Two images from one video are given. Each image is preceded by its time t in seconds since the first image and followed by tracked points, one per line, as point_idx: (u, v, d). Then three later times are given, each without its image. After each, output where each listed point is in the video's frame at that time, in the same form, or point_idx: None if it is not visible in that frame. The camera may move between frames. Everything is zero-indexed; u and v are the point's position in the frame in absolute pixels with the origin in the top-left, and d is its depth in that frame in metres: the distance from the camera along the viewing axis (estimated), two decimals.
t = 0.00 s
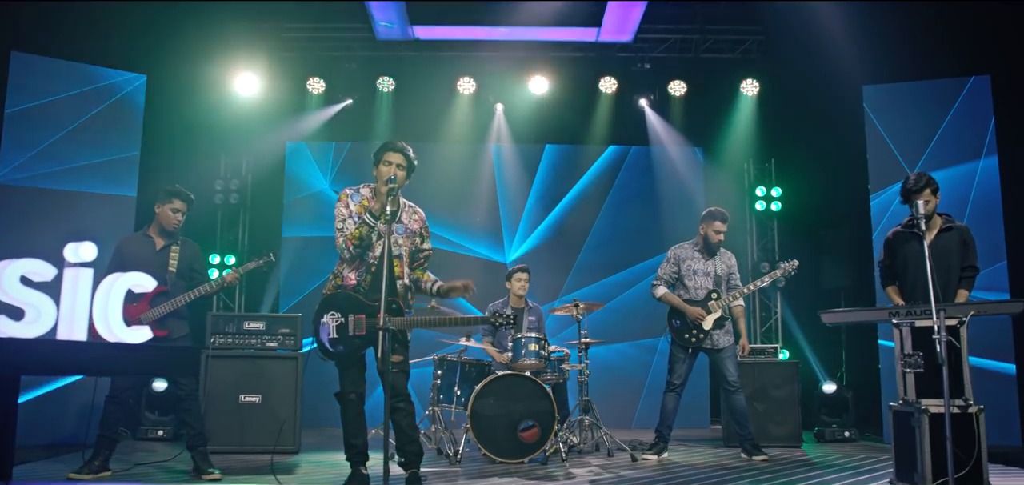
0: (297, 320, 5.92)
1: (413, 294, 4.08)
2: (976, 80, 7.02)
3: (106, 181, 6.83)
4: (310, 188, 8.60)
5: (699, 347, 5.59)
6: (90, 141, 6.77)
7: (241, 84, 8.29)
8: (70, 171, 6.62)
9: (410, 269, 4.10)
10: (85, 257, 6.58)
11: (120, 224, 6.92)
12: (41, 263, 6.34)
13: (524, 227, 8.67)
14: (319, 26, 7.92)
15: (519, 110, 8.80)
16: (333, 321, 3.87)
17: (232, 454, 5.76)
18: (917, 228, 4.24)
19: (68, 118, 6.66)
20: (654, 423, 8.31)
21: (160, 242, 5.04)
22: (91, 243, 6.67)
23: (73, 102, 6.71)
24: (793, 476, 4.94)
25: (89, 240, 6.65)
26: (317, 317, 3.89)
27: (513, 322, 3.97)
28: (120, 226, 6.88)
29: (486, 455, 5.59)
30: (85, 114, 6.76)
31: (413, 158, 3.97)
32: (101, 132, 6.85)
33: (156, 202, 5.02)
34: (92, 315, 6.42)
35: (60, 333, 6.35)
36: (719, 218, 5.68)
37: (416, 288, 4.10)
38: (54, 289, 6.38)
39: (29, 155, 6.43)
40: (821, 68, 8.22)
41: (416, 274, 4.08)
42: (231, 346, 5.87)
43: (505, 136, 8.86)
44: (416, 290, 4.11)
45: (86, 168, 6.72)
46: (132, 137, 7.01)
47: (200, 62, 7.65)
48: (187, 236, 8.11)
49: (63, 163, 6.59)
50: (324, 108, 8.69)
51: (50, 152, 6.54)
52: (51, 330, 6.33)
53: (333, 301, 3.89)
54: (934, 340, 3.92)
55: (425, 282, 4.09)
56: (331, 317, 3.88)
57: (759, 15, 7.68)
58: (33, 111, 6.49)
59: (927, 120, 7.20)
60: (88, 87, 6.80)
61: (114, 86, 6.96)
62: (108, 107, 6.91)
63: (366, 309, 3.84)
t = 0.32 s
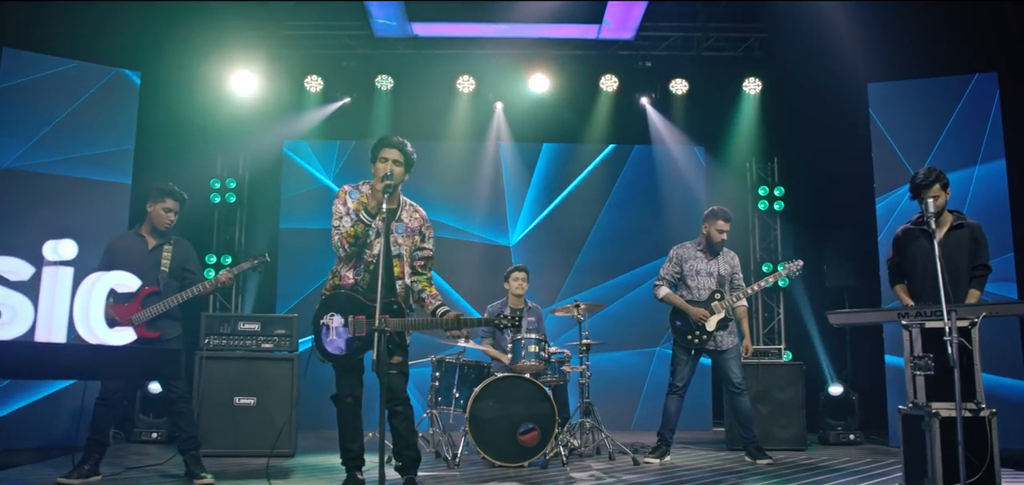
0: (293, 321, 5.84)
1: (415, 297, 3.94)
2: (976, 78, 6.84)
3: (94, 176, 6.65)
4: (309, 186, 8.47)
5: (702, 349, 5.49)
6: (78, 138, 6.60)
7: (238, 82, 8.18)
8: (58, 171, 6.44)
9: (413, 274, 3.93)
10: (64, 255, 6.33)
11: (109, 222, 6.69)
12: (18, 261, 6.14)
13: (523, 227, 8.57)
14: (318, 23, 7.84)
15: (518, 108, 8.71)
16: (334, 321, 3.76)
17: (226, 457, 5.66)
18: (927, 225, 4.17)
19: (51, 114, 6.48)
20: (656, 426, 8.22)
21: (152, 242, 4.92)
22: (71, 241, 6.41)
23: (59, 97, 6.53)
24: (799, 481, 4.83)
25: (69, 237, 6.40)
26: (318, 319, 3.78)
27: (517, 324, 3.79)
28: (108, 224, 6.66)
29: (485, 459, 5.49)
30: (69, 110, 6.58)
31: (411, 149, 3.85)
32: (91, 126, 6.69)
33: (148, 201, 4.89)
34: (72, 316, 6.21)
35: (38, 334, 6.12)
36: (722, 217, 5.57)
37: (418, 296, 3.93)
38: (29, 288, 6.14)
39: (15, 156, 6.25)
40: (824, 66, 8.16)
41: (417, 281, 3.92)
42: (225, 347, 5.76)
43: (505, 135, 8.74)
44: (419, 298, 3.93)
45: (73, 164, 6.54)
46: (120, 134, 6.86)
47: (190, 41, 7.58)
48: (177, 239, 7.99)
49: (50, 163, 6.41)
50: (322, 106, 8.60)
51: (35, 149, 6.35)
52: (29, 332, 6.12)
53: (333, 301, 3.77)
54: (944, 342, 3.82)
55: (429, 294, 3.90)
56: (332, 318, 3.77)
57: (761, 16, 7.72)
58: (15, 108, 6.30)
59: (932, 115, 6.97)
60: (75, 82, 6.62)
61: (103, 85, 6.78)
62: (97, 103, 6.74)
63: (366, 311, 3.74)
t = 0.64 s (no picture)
0: (289, 322, 5.75)
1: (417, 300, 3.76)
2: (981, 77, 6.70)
3: (88, 169, 6.44)
4: (306, 185, 8.34)
5: (706, 351, 5.38)
6: (76, 127, 6.42)
7: (235, 80, 8.07)
8: (56, 162, 6.28)
9: (417, 270, 3.77)
10: (44, 254, 6.10)
11: (107, 220, 6.46)
12: None
13: (523, 227, 8.48)
14: (315, 20, 7.74)
15: (518, 105, 8.62)
16: (334, 322, 3.60)
17: (221, 461, 5.56)
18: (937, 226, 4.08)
19: (47, 104, 6.29)
20: (658, 429, 8.12)
21: (144, 242, 4.80)
22: (49, 239, 6.16)
23: (52, 88, 6.32)
24: None
25: (49, 236, 6.15)
26: (320, 319, 3.63)
27: (518, 326, 3.70)
28: (103, 223, 6.44)
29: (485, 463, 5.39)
30: (61, 101, 6.36)
31: (405, 142, 3.71)
32: (89, 116, 6.50)
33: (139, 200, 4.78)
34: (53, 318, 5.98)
35: (15, 338, 5.88)
36: (725, 217, 5.47)
37: (420, 294, 3.76)
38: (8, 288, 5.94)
39: (16, 145, 6.10)
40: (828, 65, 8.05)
41: (422, 276, 3.75)
42: (219, 349, 5.67)
43: (505, 134, 8.64)
44: (420, 296, 3.76)
45: (69, 155, 6.36)
46: (119, 126, 6.63)
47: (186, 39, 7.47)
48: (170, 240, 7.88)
49: (45, 157, 6.24)
50: (319, 104, 8.49)
51: (31, 142, 6.18)
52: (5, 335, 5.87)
53: (331, 301, 3.63)
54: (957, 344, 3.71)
55: (432, 293, 3.73)
56: (333, 318, 3.61)
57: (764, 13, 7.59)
58: (12, 96, 6.14)
59: (940, 114, 6.86)
60: (67, 72, 6.40)
61: (101, 74, 6.56)
62: (94, 92, 6.52)
63: (366, 310, 3.59)
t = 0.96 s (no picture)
0: (285, 324, 5.68)
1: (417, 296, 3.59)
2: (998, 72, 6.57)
3: (87, 160, 6.33)
4: (305, 178, 8.31)
5: (710, 353, 5.27)
6: (75, 121, 6.32)
7: (235, 79, 7.98)
8: (57, 150, 6.20)
9: (420, 262, 3.61)
10: (20, 254, 5.91)
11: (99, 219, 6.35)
12: None
13: (524, 226, 8.38)
14: (312, 19, 7.63)
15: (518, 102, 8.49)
16: (336, 322, 3.47)
17: (215, 465, 5.45)
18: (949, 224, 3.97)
19: (42, 95, 6.19)
20: (660, 431, 8.01)
21: (136, 242, 4.69)
22: (25, 238, 5.98)
23: (44, 84, 6.20)
24: None
25: (25, 236, 5.97)
26: (322, 319, 3.51)
27: (521, 311, 3.51)
28: (95, 222, 6.31)
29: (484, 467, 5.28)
30: (55, 96, 6.25)
31: (394, 133, 3.59)
32: (84, 111, 6.38)
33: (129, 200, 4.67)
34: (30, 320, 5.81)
35: None
36: (727, 216, 5.35)
37: (424, 287, 3.58)
38: None
39: (11, 141, 6.02)
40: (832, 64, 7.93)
41: (425, 269, 3.59)
42: (215, 350, 5.57)
43: (505, 133, 8.52)
44: (423, 289, 3.60)
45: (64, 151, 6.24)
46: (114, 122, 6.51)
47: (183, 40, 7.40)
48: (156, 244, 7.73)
49: (37, 155, 6.11)
50: (318, 103, 8.38)
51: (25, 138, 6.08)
52: None
53: (333, 300, 3.51)
54: (969, 347, 3.61)
55: (435, 285, 3.55)
56: (335, 317, 3.49)
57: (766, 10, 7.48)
58: (8, 85, 6.06)
59: (947, 114, 6.75)
60: (58, 67, 6.28)
61: (96, 69, 6.45)
62: (96, 86, 6.43)
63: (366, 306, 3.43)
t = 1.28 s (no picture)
0: (281, 324, 5.58)
1: (426, 292, 3.45)
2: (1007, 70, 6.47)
3: (82, 155, 6.23)
4: (305, 166, 8.22)
5: (714, 354, 5.16)
6: (71, 117, 6.21)
7: (234, 77, 7.87)
8: (54, 141, 6.09)
9: (429, 259, 3.48)
10: None
11: (90, 218, 6.22)
12: None
13: (523, 224, 8.29)
14: (309, 15, 7.52)
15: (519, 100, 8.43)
16: (338, 319, 3.29)
17: (209, 468, 5.35)
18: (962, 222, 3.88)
19: (35, 87, 6.05)
20: (663, 433, 7.94)
21: (127, 242, 4.60)
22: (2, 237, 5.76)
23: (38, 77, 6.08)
24: None
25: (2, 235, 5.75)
26: (322, 312, 3.32)
27: (537, 312, 3.41)
28: (88, 221, 6.18)
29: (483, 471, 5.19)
30: (49, 88, 6.13)
31: (390, 123, 3.45)
32: (78, 106, 6.26)
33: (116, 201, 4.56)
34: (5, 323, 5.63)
35: None
36: (734, 215, 5.24)
37: (433, 282, 3.47)
38: None
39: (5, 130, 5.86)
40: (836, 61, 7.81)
41: (434, 266, 3.46)
42: (211, 351, 5.47)
43: (505, 130, 8.44)
44: (433, 287, 3.47)
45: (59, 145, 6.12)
46: (109, 120, 6.41)
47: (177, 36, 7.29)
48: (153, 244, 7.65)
49: (31, 150, 5.97)
50: (317, 100, 8.27)
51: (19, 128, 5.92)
52: None
53: (335, 294, 3.34)
54: (983, 349, 3.51)
55: (445, 282, 3.42)
56: (337, 314, 3.30)
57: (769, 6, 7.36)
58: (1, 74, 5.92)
59: (955, 111, 6.64)
60: (52, 61, 6.16)
61: (89, 64, 6.34)
62: (95, 83, 6.35)
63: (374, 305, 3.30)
